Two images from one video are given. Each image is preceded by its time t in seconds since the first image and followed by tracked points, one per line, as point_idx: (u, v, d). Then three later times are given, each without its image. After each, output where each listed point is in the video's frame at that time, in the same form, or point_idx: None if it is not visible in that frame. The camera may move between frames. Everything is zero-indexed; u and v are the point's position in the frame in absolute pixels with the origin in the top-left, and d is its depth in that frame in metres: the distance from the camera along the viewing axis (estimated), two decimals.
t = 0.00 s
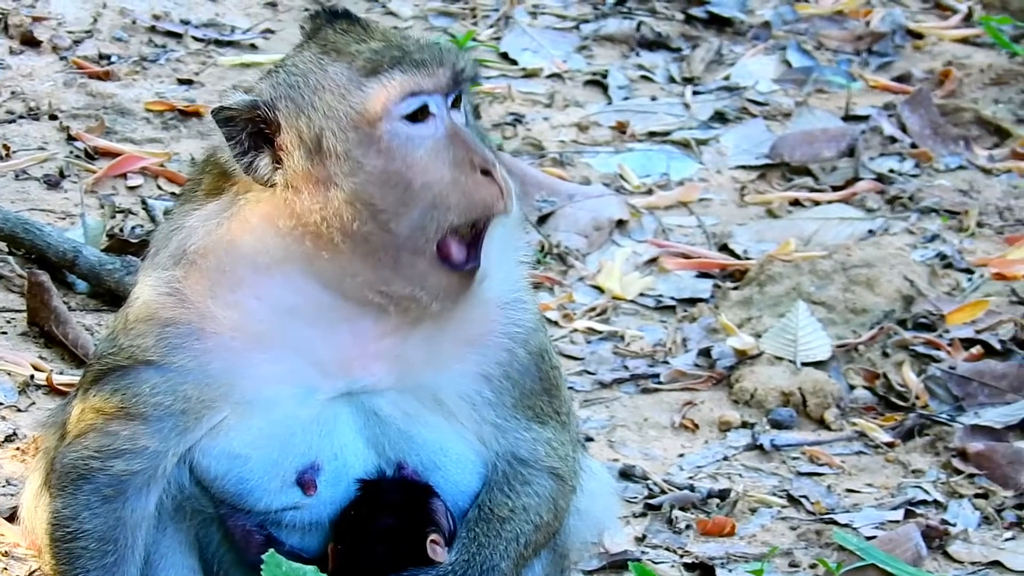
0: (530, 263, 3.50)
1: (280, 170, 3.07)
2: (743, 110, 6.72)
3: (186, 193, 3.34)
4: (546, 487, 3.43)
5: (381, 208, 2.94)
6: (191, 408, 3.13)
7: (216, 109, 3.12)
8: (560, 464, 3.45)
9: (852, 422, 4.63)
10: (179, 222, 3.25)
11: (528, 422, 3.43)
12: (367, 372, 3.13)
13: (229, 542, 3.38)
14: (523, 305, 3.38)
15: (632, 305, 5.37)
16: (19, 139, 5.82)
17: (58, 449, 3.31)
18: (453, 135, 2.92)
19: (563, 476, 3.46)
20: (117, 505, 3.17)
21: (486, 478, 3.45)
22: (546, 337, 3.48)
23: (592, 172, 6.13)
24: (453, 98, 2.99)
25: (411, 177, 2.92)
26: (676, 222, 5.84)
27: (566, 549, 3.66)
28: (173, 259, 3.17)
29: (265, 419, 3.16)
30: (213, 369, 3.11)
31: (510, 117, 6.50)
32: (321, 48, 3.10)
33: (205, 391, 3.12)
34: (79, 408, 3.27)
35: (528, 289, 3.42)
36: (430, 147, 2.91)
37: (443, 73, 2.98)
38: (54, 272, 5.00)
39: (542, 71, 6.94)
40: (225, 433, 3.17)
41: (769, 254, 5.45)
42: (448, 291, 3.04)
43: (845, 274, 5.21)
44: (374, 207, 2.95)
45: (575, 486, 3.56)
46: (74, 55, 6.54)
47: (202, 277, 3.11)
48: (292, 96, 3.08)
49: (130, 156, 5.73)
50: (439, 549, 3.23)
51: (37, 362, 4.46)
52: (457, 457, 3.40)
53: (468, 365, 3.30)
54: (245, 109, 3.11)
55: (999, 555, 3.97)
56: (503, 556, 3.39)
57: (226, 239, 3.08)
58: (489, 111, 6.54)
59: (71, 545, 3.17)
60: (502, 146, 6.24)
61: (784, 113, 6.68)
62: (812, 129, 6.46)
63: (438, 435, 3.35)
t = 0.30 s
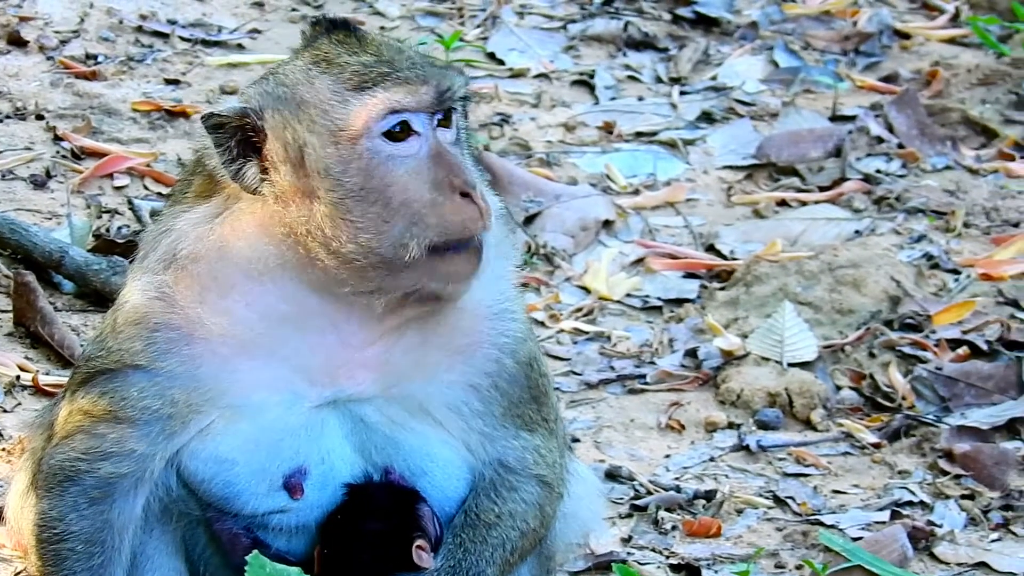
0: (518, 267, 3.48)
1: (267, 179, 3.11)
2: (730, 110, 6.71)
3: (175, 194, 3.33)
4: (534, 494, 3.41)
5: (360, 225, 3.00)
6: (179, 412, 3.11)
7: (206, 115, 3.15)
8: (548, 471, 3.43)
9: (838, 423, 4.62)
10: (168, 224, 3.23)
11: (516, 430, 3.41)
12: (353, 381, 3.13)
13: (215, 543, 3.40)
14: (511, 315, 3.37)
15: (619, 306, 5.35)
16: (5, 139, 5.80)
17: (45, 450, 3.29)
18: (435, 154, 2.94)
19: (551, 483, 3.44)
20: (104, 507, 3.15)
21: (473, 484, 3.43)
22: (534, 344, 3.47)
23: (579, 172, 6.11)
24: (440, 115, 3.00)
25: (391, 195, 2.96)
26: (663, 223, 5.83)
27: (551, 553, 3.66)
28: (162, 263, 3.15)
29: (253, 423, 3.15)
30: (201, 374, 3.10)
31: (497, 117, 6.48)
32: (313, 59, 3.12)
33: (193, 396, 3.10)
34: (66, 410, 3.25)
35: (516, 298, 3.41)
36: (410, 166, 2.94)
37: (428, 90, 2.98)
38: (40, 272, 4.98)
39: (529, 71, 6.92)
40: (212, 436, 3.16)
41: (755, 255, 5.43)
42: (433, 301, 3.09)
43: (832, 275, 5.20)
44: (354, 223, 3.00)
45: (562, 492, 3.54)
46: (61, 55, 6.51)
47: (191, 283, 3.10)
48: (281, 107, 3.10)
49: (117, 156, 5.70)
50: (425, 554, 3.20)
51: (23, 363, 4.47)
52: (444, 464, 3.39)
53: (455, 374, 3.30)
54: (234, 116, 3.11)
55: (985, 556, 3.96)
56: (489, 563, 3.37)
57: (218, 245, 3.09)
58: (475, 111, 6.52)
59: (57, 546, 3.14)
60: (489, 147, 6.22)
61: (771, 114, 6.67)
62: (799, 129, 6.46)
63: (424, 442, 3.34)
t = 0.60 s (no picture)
0: (507, 269, 3.50)
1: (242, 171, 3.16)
2: (720, 112, 6.71)
3: (164, 196, 3.33)
4: (523, 497, 3.41)
5: (332, 210, 3.01)
6: (168, 414, 3.12)
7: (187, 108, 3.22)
8: (537, 473, 3.44)
9: (828, 425, 4.61)
10: (155, 226, 3.23)
11: (506, 432, 3.42)
12: (339, 387, 3.16)
13: (205, 546, 3.37)
14: (499, 318, 3.40)
15: (608, 308, 5.35)
16: None
17: (33, 454, 3.27)
18: (400, 137, 2.97)
19: (541, 486, 3.44)
20: (94, 510, 3.13)
21: (463, 487, 3.43)
22: (524, 348, 3.49)
23: (568, 174, 6.10)
24: (407, 103, 3.05)
25: (358, 179, 2.98)
26: (653, 225, 5.82)
27: (540, 555, 3.67)
28: (150, 265, 3.16)
29: (243, 426, 3.15)
30: (190, 376, 3.10)
31: (486, 119, 6.47)
32: (289, 52, 3.18)
33: (181, 398, 3.11)
34: (55, 413, 3.24)
35: (504, 302, 3.44)
36: (377, 150, 2.97)
37: (394, 78, 3.05)
38: (29, 275, 4.96)
39: (519, 73, 6.91)
40: (201, 438, 3.16)
41: (745, 257, 5.42)
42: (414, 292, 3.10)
43: (821, 277, 5.19)
44: (325, 209, 3.02)
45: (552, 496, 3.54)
46: (51, 58, 6.49)
47: (178, 283, 3.12)
48: (254, 98, 3.15)
49: (106, 158, 5.68)
50: (415, 557, 3.16)
51: (13, 366, 4.50)
52: (434, 467, 3.39)
53: (443, 375, 3.32)
54: (212, 109, 3.18)
55: (975, 557, 3.95)
56: (479, 564, 3.36)
57: (205, 246, 3.11)
58: (465, 113, 6.51)
59: (46, 549, 3.11)
60: (479, 149, 6.21)
61: (761, 116, 6.67)
62: (789, 131, 6.45)
63: (415, 443, 3.34)
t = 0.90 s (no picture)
0: (502, 269, 3.50)
1: (224, 158, 3.23)
2: (715, 113, 6.71)
3: (158, 195, 3.34)
4: (517, 495, 3.40)
5: (298, 201, 3.06)
6: (160, 415, 3.11)
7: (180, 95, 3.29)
8: (532, 472, 3.42)
9: (823, 425, 4.60)
10: (147, 226, 3.23)
11: (500, 431, 3.41)
12: (329, 386, 3.16)
13: (198, 545, 3.35)
14: (491, 316, 3.40)
15: (603, 309, 5.34)
16: None
17: (26, 456, 3.26)
18: (369, 131, 2.99)
19: (534, 484, 3.43)
20: (87, 510, 3.12)
21: (457, 486, 3.42)
22: (517, 347, 3.48)
23: (563, 175, 6.10)
24: (382, 100, 3.07)
25: (324, 171, 3.02)
26: (648, 226, 5.81)
27: (536, 554, 3.65)
28: (139, 265, 3.16)
29: (235, 426, 3.15)
30: (180, 375, 3.10)
31: (481, 120, 6.47)
32: (275, 44, 3.22)
33: (172, 398, 3.10)
34: (47, 414, 3.22)
35: (496, 300, 3.44)
36: (344, 143, 2.99)
37: (367, 74, 3.07)
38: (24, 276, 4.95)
39: (514, 74, 6.90)
40: (193, 439, 3.16)
41: (740, 258, 5.41)
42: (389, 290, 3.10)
43: (816, 278, 5.18)
44: (293, 200, 3.07)
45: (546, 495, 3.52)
46: (46, 59, 6.48)
47: (167, 283, 3.12)
48: (237, 88, 3.20)
49: (102, 159, 5.66)
50: (409, 556, 3.19)
51: (8, 367, 4.48)
52: (427, 466, 3.38)
53: (433, 374, 3.30)
54: (199, 99, 3.25)
55: (970, 558, 3.94)
56: (473, 563, 3.35)
57: (191, 245, 3.14)
58: (460, 114, 6.50)
59: (40, 549, 3.10)
60: (474, 150, 6.20)
61: (756, 116, 6.66)
62: (784, 131, 6.45)
63: (409, 442, 3.33)
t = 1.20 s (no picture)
0: (502, 270, 3.50)
1: (219, 154, 3.22)
2: (715, 114, 6.71)
3: (157, 196, 3.34)
4: (516, 497, 3.40)
5: (293, 197, 3.05)
6: (159, 416, 3.11)
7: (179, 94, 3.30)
8: (531, 473, 3.43)
9: (823, 426, 4.60)
10: (146, 227, 3.23)
11: (499, 432, 3.41)
12: (328, 388, 3.17)
13: (198, 548, 3.34)
14: (491, 317, 3.40)
15: (603, 310, 5.34)
16: None
17: (25, 458, 3.26)
18: (364, 130, 2.99)
19: (534, 486, 3.43)
20: (86, 512, 3.12)
21: (456, 488, 3.42)
22: (517, 348, 3.48)
23: (563, 176, 6.10)
24: (378, 99, 3.08)
25: (319, 168, 3.01)
26: (647, 227, 5.81)
27: (536, 555, 3.66)
28: (138, 266, 3.16)
29: (233, 428, 3.16)
30: (178, 378, 3.11)
31: (481, 122, 6.47)
32: (272, 42, 3.23)
33: (171, 400, 3.11)
34: (47, 416, 3.22)
35: (496, 301, 3.44)
36: (340, 141, 2.99)
37: (362, 73, 3.07)
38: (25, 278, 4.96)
39: (514, 75, 6.90)
40: (193, 441, 3.16)
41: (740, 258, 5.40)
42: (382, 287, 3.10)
43: (816, 278, 5.18)
44: (287, 195, 3.06)
45: (546, 496, 3.53)
46: (46, 61, 6.48)
47: (165, 284, 3.12)
48: (233, 85, 3.21)
49: (102, 161, 5.66)
50: (409, 557, 3.16)
51: (7, 369, 4.49)
52: (427, 468, 3.38)
53: (432, 375, 3.31)
54: (197, 97, 3.25)
55: (970, 559, 3.94)
56: (474, 565, 3.36)
57: (188, 244, 3.13)
58: (459, 116, 6.50)
59: (39, 551, 3.10)
60: (473, 151, 6.20)
61: (756, 118, 6.66)
62: (784, 132, 6.44)
63: (409, 443, 3.33)
